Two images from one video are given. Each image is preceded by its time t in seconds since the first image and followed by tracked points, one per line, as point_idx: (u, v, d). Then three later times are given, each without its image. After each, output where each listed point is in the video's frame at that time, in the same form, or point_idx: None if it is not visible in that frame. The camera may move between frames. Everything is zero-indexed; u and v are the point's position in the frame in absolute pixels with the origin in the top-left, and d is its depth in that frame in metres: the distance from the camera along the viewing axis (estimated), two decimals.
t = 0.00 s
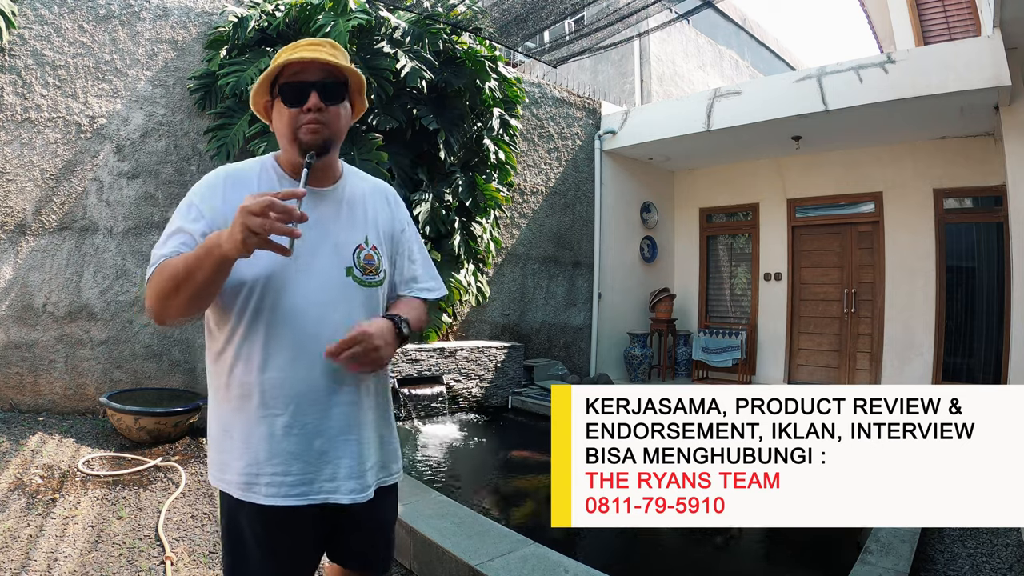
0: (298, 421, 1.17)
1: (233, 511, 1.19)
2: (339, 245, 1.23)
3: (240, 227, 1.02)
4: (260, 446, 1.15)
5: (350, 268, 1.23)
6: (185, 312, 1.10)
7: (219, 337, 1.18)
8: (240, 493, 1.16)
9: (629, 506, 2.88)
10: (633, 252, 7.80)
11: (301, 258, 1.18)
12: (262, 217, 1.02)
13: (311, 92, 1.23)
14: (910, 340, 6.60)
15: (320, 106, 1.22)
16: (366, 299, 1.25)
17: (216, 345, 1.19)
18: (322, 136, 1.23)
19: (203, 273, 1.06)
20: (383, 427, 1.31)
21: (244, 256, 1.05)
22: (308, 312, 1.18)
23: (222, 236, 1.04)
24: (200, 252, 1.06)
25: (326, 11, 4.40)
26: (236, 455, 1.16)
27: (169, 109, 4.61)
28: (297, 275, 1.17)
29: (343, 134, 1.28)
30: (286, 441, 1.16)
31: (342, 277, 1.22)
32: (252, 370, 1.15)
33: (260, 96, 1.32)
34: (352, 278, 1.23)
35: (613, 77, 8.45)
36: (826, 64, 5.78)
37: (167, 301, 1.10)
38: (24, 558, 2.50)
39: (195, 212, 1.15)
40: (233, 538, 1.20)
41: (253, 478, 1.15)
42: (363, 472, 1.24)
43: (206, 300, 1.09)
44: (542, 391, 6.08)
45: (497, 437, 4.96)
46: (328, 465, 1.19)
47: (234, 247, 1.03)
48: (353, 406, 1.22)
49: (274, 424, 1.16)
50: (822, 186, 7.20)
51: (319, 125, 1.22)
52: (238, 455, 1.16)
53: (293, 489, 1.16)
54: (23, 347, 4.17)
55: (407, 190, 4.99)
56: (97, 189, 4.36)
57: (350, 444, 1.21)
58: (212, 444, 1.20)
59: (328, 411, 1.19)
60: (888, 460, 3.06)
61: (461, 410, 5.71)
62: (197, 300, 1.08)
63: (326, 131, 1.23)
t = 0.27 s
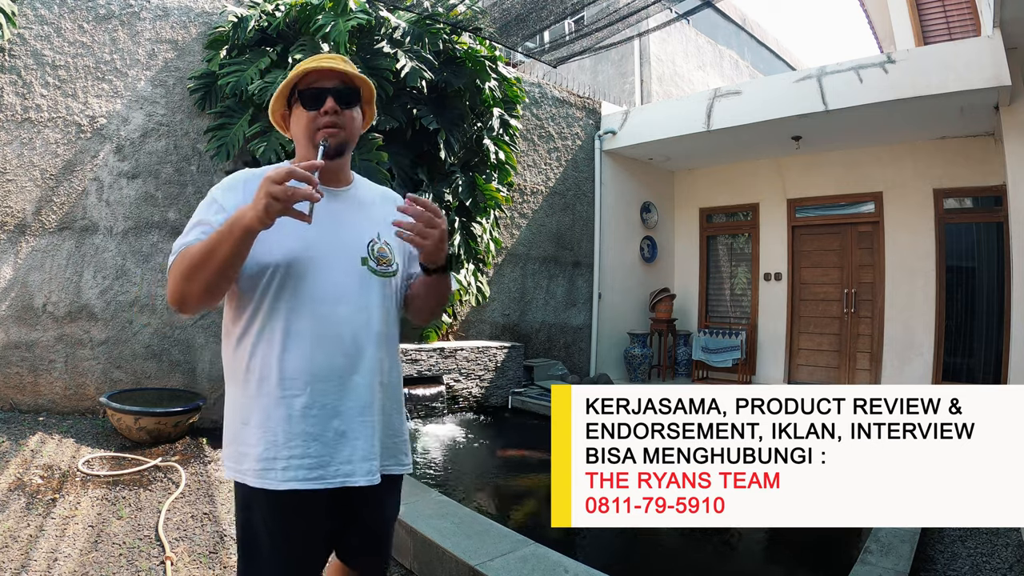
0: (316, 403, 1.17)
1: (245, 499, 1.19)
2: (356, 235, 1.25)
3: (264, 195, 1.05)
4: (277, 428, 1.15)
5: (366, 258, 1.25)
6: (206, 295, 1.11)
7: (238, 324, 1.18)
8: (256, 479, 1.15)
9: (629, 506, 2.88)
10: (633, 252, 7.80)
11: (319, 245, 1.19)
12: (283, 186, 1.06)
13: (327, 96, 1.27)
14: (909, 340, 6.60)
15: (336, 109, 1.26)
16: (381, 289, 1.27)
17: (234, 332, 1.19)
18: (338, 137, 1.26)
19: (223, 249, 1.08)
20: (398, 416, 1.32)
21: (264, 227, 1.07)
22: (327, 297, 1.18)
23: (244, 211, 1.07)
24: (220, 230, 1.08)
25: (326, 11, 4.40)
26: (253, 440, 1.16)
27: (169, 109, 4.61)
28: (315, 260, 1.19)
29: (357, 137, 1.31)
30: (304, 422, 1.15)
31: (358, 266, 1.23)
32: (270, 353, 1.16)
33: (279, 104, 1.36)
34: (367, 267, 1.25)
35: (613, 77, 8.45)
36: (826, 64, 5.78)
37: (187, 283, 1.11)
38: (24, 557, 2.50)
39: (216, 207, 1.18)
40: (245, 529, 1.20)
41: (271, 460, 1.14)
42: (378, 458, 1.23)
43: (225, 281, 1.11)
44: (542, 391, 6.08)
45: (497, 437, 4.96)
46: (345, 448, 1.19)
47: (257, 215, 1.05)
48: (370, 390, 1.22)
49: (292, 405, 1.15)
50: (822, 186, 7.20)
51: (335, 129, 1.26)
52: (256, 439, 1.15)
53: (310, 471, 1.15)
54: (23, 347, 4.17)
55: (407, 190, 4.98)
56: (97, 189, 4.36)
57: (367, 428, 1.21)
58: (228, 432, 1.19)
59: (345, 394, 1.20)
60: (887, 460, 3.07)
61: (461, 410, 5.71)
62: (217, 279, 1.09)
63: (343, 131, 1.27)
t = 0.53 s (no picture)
0: (335, 394, 1.23)
1: (263, 491, 1.25)
2: (371, 239, 1.33)
3: (287, 205, 1.09)
4: (299, 417, 1.21)
5: (381, 262, 1.33)
6: (230, 295, 1.18)
7: (262, 321, 1.26)
8: (277, 465, 1.21)
9: (629, 506, 2.88)
10: (633, 252, 7.80)
11: (338, 247, 1.27)
12: (306, 196, 1.10)
13: (345, 110, 1.35)
14: (909, 340, 6.60)
15: (354, 122, 1.34)
16: (394, 290, 1.35)
17: (259, 329, 1.26)
18: (355, 150, 1.35)
19: (248, 253, 1.13)
20: (413, 411, 1.38)
21: (286, 233, 1.12)
22: (345, 296, 1.26)
23: (268, 218, 1.12)
24: (245, 235, 1.13)
25: (326, 11, 4.39)
26: (275, 429, 1.22)
27: (169, 109, 4.61)
28: (335, 261, 1.26)
29: (372, 148, 1.40)
30: (325, 411, 1.22)
31: (373, 268, 1.31)
32: (293, 346, 1.23)
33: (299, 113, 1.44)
34: (381, 270, 1.33)
35: (613, 77, 8.45)
36: (826, 63, 5.77)
37: (213, 283, 1.17)
38: (24, 557, 2.50)
39: (241, 211, 1.25)
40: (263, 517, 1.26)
41: (292, 447, 1.20)
42: (393, 445, 1.30)
43: (249, 281, 1.17)
44: (542, 391, 6.08)
45: (497, 437, 4.96)
46: (362, 436, 1.25)
47: (280, 224, 1.10)
48: (385, 382, 1.29)
49: (314, 395, 1.22)
50: (822, 186, 7.20)
51: (352, 141, 1.35)
52: (277, 428, 1.22)
53: (330, 457, 1.21)
54: (23, 347, 4.17)
55: (408, 190, 4.98)
56: (97, 189, 4.36)
57: (382, 417, 1.28)
58: (251, 422, 1.25)
59: (362, 385, 1.26)
60: (888, 460, 3.06)
61: (461, 410, 5.70)
62: (241, 280, 1.16)
63: (360, 145, 1.35)
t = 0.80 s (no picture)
0: (340, 390, 1.25)
1: (271, 486, 1.27)
2: (382, 243, 1.34)
3: (305, 213, 1.11)
4: (304, 410, 1.23)
5: (390, 267, 1.34)
6: (247, 293, 1.19)
7: (273, 315, 1.27)
8: (282, 455, 1.23)
9: (629, 506, 2.88)
10: (633, 252, 7.80)
11: (350, 250, 1.28)
12: (322, 205, 1.12)
13: (362, 117, 1.38)
14: (909, 340, 6.60)
15: (370, 129, 1.37)
16: (402, 294, 1.36)
17: (270, 322, 1.27)
18: (371, 155, 1.38)
19: (266, 255, 1.15)
20: (414, 407, 1.41)
21: (303, 239, 1.14)
22: (354, 296, 1.27)
23: (285, 223, 1.14)
24: (263, 237, 1.15)
25: (327, 11, 4.39)
26: (281, 421, 1.24)
27: (169, 109, 4.61)
28: (346, 262, 1.27)
29: (387, 155, 1.42)
30: (329, 406, 1.24)
31: (382, 273, 1.32)
32: (302, 342, 1.24)
33: (317, 122, 1.47)
34: (389, 275, 1.33)
35: (613, 77, 8.45)
36: (826, 63, 5.77)
37: (230, 281, 1.19)
38: (24, 557, 2.50)
39: (259, 212, 1.27)
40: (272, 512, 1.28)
41: (297, 440, 1.22)
42: (394, 442, 1.31)
43: (265, 281, 1.19)
44: (542, 391, 6.08)
45: (497, 437, 4.96)
46: (364, 431, 1.27)
47: (297, 230, 1.12)
48: (390, 380, 1.31)
49: (319, 389, 1.24)
50: (822, 186, 7.21)
51: (367, 146, 1.37)
52: (283, 420, 1.23)
53: (332, 450, 1.24)
54: (23, 347, 4.17)
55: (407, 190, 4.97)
56: (97, 189, 4.36)
57: (385, 415, 1.30)
58: (258, 412, 1.27)
59: (367, 382, 1.28)
60: (888, 460, 3.06)
61: (461, 410, 5.71)
62: (258, 280, 1.18)
63: (376, 151, 1.38)
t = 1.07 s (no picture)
0: (337, 386, 1.25)
1: (270, 485, 1.26)
2: (383, 242, 1.34)
3: (308, 197, 1.13)
4: (301, 403, 1.23)
5: (390, 266, 1.34)
6: (251, 284, 1.20)
7: (276, 310, 1.28)
8: (279, 447, 1.22)
9: (629, 506, 2.88)
10: (633, 252, 7.80)
11: (352, 246, 1.29)
12: (325, 189, 1.14)
13: (364, 116, 1.37)
14: (909, 340, 6.60)
15: (372, 128, 1.37)
16: (402, 295, 1.36)
17: (272, 317, 1.28)
18: (372, 154, 1.37)
19: (268, 244, 1.16)
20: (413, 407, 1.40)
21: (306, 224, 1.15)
22: (354, 292, 1.27)
23: (289, 209, 1.15)
24: (267, 226, 1.17)
25: (326, 11, 4.39)
26: (279, 413, 1.24)
27: (169, 109, 4.61)
28: (347, 259, 1.28)
29: (390, 155, 1.41)
30: (326, 399, 1.24)
31: (382, 272, 1.32)
32: (302, 336, 1.24)
33: (324, 123, 1.48)
34: (390, 274, 1.34)
35: (613, 77, 8.45)
36: (826, 64, 5.77)
37: (233, 271, 1.20)
38: (24, 557, 2.50)
39: (262, 206, 1.27)
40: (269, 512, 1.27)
41: (293, 433, 1.22)
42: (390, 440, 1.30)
43: (269, 271, 1.20)
44: (542, 391, 6.08)
45: (497, 437, 4.96)
46: (360, 428, 1.26)
47: (300, 214, 1.14)
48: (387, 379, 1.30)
49: (317, 383, 1.23)
50: (822, 186, 7.21)
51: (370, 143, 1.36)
52: (281, 413, 1.23)
53: (328, 445, 1.23)
54: (23, 347, 4.17)
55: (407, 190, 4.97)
56: (97, 189, 4.36)
57: (382, 412, 1.29)
58: (258, 405, 1.27)
59: (365, 379, 1.27)
60: (888, 460, 3.06)
61: (461, 410, 5.71)
62: (261, 268, 1.18)
63: (378, 150, 1.37)
